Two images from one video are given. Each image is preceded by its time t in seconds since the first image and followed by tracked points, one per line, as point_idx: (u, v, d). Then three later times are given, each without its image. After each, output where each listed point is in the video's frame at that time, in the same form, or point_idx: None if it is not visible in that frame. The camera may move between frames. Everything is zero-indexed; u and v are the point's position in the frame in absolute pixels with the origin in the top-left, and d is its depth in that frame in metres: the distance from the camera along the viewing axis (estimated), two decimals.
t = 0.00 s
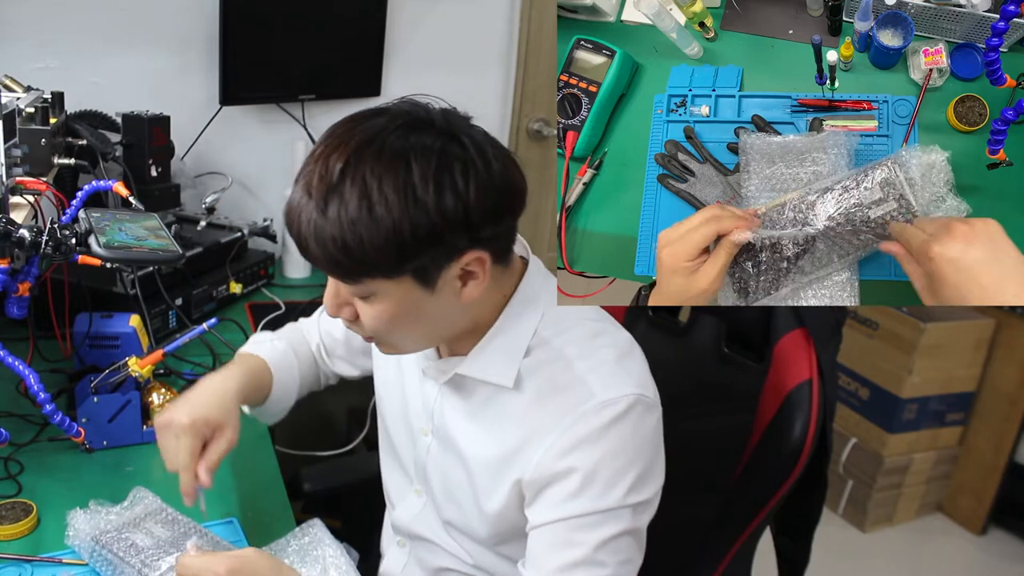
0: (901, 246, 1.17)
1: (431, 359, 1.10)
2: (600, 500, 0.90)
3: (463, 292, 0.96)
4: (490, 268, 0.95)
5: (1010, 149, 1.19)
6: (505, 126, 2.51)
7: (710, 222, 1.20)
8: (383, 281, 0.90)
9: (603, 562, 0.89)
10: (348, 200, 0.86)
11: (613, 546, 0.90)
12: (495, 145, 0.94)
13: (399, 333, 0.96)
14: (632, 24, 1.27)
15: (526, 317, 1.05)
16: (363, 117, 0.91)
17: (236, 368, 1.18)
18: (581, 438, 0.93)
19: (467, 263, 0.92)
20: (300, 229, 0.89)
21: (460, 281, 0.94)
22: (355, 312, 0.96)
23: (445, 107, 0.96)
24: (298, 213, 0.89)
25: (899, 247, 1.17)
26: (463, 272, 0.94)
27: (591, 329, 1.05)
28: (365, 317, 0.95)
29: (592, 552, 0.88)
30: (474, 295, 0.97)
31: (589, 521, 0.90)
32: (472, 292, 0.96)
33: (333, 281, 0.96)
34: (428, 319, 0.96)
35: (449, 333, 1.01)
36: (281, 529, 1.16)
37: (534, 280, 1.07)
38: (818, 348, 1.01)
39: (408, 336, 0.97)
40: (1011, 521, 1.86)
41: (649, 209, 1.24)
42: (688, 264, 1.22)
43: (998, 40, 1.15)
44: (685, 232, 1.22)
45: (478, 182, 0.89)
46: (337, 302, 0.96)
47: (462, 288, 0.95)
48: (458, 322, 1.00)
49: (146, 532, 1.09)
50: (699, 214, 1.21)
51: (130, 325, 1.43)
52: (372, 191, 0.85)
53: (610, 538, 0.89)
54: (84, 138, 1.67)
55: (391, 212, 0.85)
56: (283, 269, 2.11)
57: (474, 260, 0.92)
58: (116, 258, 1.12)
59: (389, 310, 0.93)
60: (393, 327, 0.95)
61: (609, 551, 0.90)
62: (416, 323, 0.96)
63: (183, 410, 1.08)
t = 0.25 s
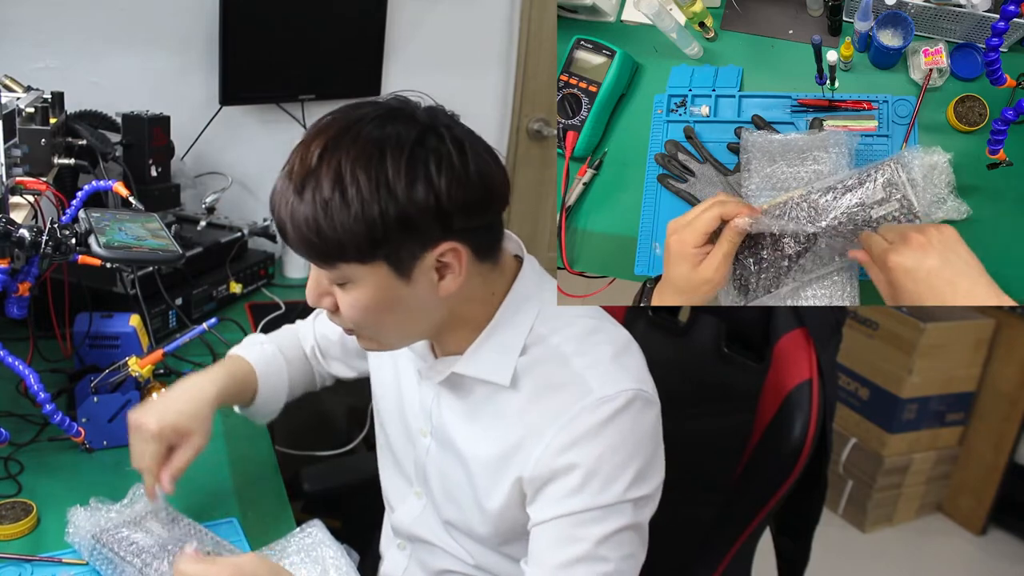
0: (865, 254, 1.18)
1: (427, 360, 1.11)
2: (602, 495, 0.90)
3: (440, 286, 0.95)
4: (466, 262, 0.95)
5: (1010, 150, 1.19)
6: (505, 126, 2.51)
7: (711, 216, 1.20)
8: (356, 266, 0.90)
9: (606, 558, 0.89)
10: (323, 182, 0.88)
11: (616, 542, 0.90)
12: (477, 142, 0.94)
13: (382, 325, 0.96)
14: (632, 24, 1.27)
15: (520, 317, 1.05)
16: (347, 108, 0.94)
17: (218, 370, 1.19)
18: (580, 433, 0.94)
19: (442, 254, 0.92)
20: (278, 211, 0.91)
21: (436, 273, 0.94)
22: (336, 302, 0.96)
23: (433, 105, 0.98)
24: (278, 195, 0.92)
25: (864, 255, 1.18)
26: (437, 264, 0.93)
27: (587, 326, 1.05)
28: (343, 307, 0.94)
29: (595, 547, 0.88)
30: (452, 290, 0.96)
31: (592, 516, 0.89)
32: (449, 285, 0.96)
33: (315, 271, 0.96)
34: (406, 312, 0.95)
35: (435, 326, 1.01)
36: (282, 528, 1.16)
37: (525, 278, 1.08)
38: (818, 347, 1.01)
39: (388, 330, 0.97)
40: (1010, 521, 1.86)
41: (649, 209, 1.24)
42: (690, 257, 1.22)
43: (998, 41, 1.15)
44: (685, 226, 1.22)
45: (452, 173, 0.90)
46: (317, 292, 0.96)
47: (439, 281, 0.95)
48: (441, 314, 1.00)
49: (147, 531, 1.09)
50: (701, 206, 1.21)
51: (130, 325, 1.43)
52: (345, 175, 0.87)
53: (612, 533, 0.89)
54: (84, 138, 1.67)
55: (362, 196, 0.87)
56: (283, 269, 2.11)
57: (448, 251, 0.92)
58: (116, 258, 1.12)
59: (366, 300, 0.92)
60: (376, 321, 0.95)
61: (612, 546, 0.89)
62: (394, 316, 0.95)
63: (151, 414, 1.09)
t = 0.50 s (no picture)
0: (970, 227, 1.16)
1: (417, 360, 1.12)
2: (575, 484, 0.88)
3: (424, 281, 0.95)
4: (450, 257, 0.95)
5: (1010, 149, 1.19)
6: (505, 126, 2.51)
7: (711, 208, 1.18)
8: (340, 260, 0.90)
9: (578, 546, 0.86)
10: (306, 176, 0.88)
11: (588, 530, 0.87)
12: (462, 139, 0.94)
13: (369, 321, 0.97)
14: (632, 24, 1.27)
15: (507, 315, 1.05)
16: (334, 105, 0.95)
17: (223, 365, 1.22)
18: (556, 425, 0.93)
19: (425, 249, 0.92)
20: (264, 206, 0.92)
21: (420, 268, 0.94)
22: (322, 297, 0.96)
23: (420, 103, 0.98)
24: (264, 190, 0.93)
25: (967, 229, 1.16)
26: (420, 259, 0.93)
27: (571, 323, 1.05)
28: (330, 301, 0.95)
29: (566, 533, 0.86)
30: (438, 285, 0.96)
31: (563, 503, 0.87)
32: (433, 280, 0.95)
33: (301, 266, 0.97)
34: (392, 307, 0.96)
35: (423, 326, 1.01)
36: (283, 527, 1.16)
37: (512, 275, 1.08)
38: (817, 348, 1.01)
39: (375, 325, 0.98)
40: (1010, 521, 1.84)
41: (649, 209, 1.23)
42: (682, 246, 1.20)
43: (998, 41, 1.16)
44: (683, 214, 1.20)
45: (434, 168, 0.90)
46: (304, 287, 0.96)
47: (423, 277, 0.95)
48: (433, 313, 1.00)
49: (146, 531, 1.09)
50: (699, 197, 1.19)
51: (130, 325, 1.43)
52: (328, 169, 0.88)
53: (584, 522, 0.87)
54: (84, 138, 1.67)
55: (344, 190, 0.87)
56: (283, 269, 2.11)
57: (431, 246, 0.92)
58: (116, 258, 1.12)
59: (351, 294, 0.93)
60: (364, 315, 0.96)
61: (584, 534, 0.86)
62: (380, 311, 0.96)
63: (153, 396, 1.14)
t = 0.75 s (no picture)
0: (912, 241, 1.17)
1: (407, 355, 1.10)
2: (554, 461, 0.90)
3: (410, 266, 0.95)
4: (435, 240, 0.94)
5: (1010, 148, 1.19)
6: (505, 126, 2.50)
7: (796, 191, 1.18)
8: (328, 245, 0.91)
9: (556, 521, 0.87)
10: (289, 162, 0.90)
11: (566, 505, 0.88)
12: (443, 125, 0.95)
13: (356, 308, 0.97)
14: (632, 24, 1.27)
15: (495, 306, 1.05)
16: (318, 95, 0.96)
17: (220, 391, 1.20)
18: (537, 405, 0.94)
19: (408, 232, 0.92)
20: (252, 194, 0.94)
21: (405, 253, 0.94)
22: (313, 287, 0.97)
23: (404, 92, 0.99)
24: (252, 179, 0.94)
25: (905, 241, 1.18)
26: (406, 243, 0.93)
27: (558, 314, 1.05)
28: (319, 289, 0.95)
29: (544, 507, 0.87)
30: (423, 269, 0.95)
31: (542, 479, 0.88)
32: (420, 265, 0.95)
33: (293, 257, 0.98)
34: (378, 292, 0.96)
35: (408, 316, 1.01)
36: (283, 526, 1.17)
37: (501, 267, 1.07)
38: (817, 348, 1.01)
39: (363, 314, 0.98)
40: (1010, 520, 1.85)
41: (649, 208, 1.24)
42: (761, 224, 1.17)
43: (998, 40, 1.16)
44: (761, 189, 1.17)
45: (413, 150, 0.90)
46: (297, 279, 0.98)
47: (409, 261, 0.94)
48: (423, 304, 1.01)
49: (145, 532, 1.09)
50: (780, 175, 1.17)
51: (130, 325, 1.43)
52: (310, 154, 0.89)
53: (561, 497, 0.88)
54: (84, 138, 1.67)
55: (325, 173, 0.88)
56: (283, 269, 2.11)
57: (415, 228, 0.92)
58: (116, 258, 1.12)
59: (338, 280, 0.93)
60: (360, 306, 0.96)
61: (562, 509, 0.88)
62: (366, 296, 0.96)
63: (164, 432, 1.12)
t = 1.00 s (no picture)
0: (909, 217, 1.18)
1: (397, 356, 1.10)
2: (552, 470, 0.89)
3: (392, 263, 0.94)
4: (417, 238, 0.94)
5: (1010, 149, 1.19)
6: (505, 126, 2.50)
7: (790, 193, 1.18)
8: (309, 239, 0.92)
9: (555, 530, 0.87)
10: (271, 155, 0.90)
11: (565, 515, 0.88)
12: (427, 120, 0.94)
13: (339, 303, 0.96)
14: (632, 24, 1.26)
15: (486, 306, 1.05)
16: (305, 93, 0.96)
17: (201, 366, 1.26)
18: (532, 412, 0.94)
19: (389, 228, 0.91)
20: (237, 187, 0.95)
21: (387, 249, 0.93)
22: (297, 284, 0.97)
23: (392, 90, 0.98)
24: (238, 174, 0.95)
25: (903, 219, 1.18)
26: (387, 240, 0.92)
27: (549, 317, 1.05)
28: (303, 285, 0.95)
29: (544, 518, 0.87)
30: (405, 267, 0.95)
31: (541, 489, 0.88)
32: (402, 262, 0.94)
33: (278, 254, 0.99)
34: (360, 288, 0.95)
35: (393, 314, 1.01)
36: (284, 527, 1.16)
37: (490, 269, 1.07)
38: (816, 348, 1.02)
39: (347, 311, 0.98)
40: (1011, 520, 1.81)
41: (649, 208, 1.24)
42: (754, 225, 1.18)
43: (998, 40, 1.15)
44: (759, 189, 1.18)
45: (394, 145, 0.90)
46: (281, 276, 0.98)
47: (391, 258, 0.94)
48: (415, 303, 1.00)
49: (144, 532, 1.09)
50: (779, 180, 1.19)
51: (130, 325, 1.43)
52: (291, 148, 0.90)
53: (562, 507, 0.88)
54: (84, 138, 1.67)
55: (306, 166, 0.88)
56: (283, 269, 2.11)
57: (396, 224, 0.91)
58: (116, 258, 1.12)
59: (321, 275, 0.93)
60: (353, 303, 0.97)
61: (561, 519, 0.88)
62: (348, 293, 0.95)
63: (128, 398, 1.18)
